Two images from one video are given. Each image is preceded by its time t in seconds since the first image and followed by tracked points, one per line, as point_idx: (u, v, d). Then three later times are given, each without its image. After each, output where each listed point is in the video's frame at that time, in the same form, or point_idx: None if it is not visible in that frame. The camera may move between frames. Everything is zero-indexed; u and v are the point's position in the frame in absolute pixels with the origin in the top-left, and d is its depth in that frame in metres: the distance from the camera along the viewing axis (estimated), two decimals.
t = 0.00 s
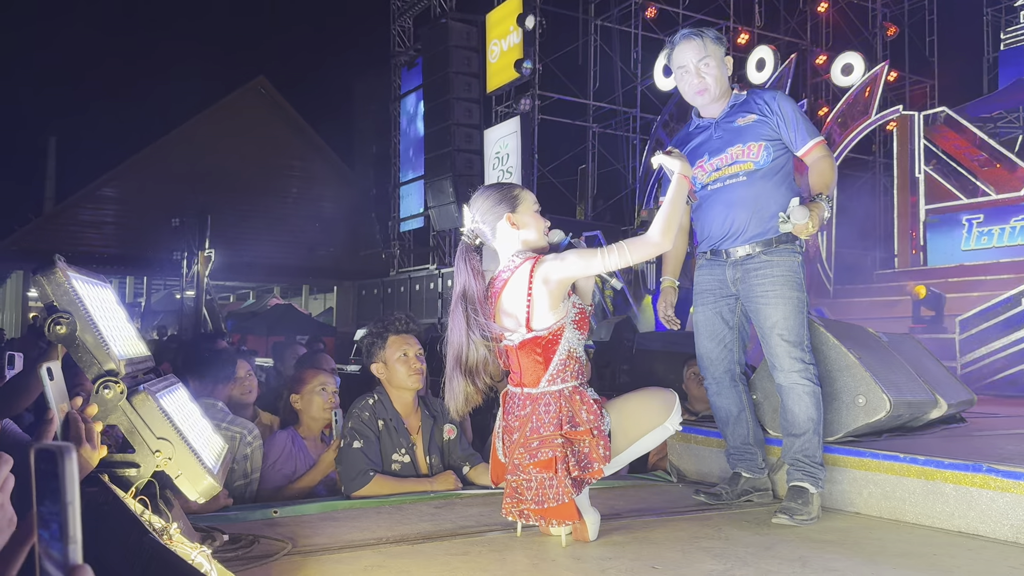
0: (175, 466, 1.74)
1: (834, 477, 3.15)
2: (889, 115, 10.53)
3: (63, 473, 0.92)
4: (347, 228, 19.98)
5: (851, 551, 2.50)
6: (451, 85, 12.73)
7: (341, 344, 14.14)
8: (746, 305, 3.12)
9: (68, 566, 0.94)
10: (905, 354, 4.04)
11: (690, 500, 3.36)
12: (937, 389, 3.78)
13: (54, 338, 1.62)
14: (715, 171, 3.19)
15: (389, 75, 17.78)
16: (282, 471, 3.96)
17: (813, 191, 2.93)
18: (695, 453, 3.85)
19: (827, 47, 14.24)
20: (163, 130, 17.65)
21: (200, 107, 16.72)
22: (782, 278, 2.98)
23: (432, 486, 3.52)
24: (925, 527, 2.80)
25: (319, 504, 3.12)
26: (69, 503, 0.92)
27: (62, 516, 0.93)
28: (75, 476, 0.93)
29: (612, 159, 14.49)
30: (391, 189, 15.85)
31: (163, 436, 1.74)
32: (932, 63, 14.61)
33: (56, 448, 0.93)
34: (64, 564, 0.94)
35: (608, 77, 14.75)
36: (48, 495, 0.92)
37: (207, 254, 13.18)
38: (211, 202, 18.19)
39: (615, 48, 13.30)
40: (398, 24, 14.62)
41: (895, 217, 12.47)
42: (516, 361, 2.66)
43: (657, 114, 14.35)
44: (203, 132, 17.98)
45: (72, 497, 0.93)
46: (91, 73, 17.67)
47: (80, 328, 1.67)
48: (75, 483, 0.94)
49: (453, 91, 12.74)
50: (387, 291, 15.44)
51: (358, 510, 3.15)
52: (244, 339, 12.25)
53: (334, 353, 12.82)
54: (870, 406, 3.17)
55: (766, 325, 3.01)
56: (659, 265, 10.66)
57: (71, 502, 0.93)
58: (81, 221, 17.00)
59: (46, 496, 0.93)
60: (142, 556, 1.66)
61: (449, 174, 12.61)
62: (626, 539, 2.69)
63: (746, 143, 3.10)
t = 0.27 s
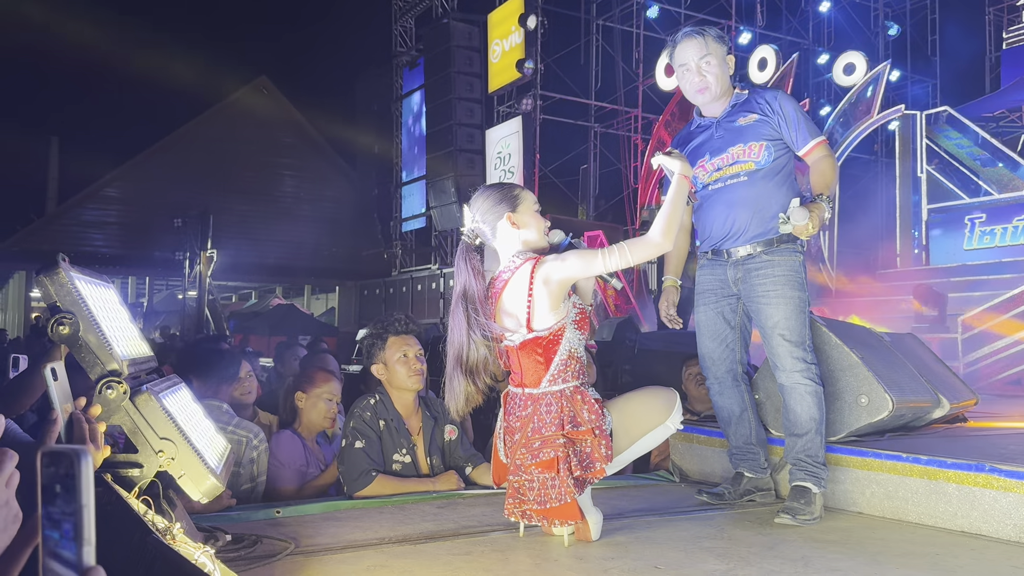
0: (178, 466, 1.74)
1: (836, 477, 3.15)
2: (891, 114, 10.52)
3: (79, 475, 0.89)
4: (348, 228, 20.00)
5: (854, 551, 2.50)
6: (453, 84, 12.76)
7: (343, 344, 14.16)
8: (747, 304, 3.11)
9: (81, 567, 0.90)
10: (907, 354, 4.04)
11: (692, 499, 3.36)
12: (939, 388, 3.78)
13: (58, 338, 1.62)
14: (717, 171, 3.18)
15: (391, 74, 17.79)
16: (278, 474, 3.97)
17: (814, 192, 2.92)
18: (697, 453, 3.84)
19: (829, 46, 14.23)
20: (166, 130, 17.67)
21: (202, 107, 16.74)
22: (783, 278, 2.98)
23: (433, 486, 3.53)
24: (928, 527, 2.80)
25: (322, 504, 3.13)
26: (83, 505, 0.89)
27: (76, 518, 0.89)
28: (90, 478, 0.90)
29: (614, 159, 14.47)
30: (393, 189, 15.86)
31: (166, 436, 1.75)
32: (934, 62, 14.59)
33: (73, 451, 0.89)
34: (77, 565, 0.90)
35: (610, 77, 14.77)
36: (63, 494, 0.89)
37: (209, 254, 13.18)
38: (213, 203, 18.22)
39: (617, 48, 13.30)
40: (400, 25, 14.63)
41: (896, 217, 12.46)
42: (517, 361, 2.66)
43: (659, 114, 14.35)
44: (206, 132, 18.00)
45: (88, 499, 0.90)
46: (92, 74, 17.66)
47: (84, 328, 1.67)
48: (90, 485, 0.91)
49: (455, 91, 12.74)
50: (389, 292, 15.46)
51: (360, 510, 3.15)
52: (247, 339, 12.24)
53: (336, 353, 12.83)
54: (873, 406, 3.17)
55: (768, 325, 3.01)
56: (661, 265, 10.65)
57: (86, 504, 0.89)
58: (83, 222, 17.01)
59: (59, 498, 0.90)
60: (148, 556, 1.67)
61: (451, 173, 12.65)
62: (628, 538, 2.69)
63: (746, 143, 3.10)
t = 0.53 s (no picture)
0: (181, 466, 1.75)
1: (839, 477, 3.14)
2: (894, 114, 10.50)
3: (70, 475, 0.83)
4: (351, 228, 20.01)
5: (857, 551, 2.49)
6: (455, 85, 12.80)
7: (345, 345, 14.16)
8: (750, 304, 3.11)
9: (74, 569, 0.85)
10: (910, 354, 4.03)
11: (695, 500, 3.36)
12: (943, 388, 3.77)
13: (61, 339, 1.62)
14: (719, 171, 3.18)
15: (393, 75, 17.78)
16: (292, 475, 3.90)
17: (816, 192, 2.92)
18: (700, 453, 3.84)
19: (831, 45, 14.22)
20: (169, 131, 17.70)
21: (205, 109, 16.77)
22: (785, 278, 2.97)
23: (436, 486, 3.53)
24: (931, 527, 2.79)
25: (325, 505, 3.13)
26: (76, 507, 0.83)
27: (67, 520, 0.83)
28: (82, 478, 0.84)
29: (616, 159, 14.45)
30: (395, 190, 15.86)
31: (169, 437, 1.75)
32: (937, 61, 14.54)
33: (65, 450, 0.84)
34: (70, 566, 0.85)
35: (613, 77, 14.78)
36: (54, 494, 0.83)
37: (212, 255, 13.19)
38: (216, 203, 18.24)
39: (620, 48, 13.29)
40: (401, 25, 14.62)
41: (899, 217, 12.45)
42: (518, 362, 2.66)
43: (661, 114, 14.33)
44: (208, 133, 18.03)
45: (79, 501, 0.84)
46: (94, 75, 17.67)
47: (86, 329, 1.67)
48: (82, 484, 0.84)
49: (457, 91, 12.79)
50: (391, 292, 15.46)
51: (363, 510, 3.15)
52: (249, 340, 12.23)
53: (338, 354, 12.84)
54: (876, 406, 3.16)
55: (770, 325, 3.00)
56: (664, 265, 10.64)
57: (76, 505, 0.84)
58: (86, 223, 17.04)
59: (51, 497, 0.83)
60: (151, 557, 1.67)
61: (453, 174, 12.70)
62: (631, 539, 2.69)
63: (748, 143, 3.09)
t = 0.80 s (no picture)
0: (185, 468, 1.75)
1: (843, 477, 3.13)
2: (897, 113, 10.48)
3: (64, 478, 0.93)
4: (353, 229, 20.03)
5: (861, 551, 2.49)
6: (457, 86, 12.85)
7: (348, 346, 14.17)
8: (753, 305, 3.11)
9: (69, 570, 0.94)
10: (914, 354, 4.02)
11: (699, 500, 3.35)
12: (947, 389, 3.76)
13: (65, 341, 1.64)
14: (721, 171, 3.18)
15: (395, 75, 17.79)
16: (301, 478, 3.89)
17: (819, 192, 2.91)
18: (703, 453, 3.84)
19: (833, 45, 14.21)
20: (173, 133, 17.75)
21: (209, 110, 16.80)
22: (789, 278, 2.97)
23: (440, 487, 3.53)
24: (935, 527, 2.78)
25: (329, 506, 3.14)
26: (69, 510, 0.93)
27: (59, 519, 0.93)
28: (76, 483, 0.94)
29: (619, 159, 14.44)
30: (398, 191, 15.87)
31: (172, 438, 1.75)
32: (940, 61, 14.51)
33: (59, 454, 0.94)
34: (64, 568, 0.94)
35: (615, 77, 14.78)
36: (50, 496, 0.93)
37: (215, 256, 13.21)
38: (219, 205, 18.27)
39: (622, 48, 13.28)
40: (404, 26, 14.63)
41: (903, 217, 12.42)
42: (520, 363, 2.66)
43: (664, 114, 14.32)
44: (212, 134, 18.08)
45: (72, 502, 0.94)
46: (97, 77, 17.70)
47: (90, 331, 1.68)
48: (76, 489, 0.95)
49: (460, 92, 12.88)
50: (394, 293, 15.48)
51: (366, 511, 3.15)
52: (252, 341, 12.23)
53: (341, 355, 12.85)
54: (880, 406, 3.16)
55: (773, 326, 3.00)
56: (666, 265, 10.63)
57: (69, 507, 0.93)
58: (90, 225, 17.08)
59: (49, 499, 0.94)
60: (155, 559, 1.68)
61: (456, 175, 12.75)
62: (635, 540, 2.69)
63: (751, 143, 3.09)
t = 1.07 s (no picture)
0: (190, 470, 1.75)
1: (848, 477, 3.13)
2: (900, 111, 10.46)
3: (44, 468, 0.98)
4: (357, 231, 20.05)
5: (866, 551, 2.48)
6: (460, 87, 12.89)
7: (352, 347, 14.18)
8: (756, 305, 3.10)
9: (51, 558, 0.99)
10: (918, 353, 4.01)
11: (703, 500, 3.35)
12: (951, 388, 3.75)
13: (70, 343, 1.65)
14: (723, 171, 3.18)
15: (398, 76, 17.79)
16: (310, 479, 3.88)
17: (822, 192, 2.91)
18: (707, 453, 3.83)
19: (836, 44, 14.18)
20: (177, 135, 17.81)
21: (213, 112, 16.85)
22: (791, 278, 2.96)
23: (444, 487, 3.54)
24: (940, 526, 2.78)
25: (333, 507, 3.14)
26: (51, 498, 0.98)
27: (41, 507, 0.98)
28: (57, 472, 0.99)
29: (622, 160, 14.44)
30: (401, 192, 15.88)
31: (177, 440, 1.76)
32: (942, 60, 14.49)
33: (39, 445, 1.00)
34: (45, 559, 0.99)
35: (618, 77, 14.76)
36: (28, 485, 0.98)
37: (219, 258, 13.24)
38: (222, 206, 18.30)
39: (624, 48, 13.27)
40: (407, 27, 14.62)
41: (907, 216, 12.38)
42: (525, 364, 2.66)
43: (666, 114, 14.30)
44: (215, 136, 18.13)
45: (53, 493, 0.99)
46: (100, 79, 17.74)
47: (95, 333, 1.69)
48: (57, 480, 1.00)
49: (462, 93, 12.93)
50: (398, 294, 15.49)
51: (370, 512, 3.16)
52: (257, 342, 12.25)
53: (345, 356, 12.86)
54: (884, 405, 3.15)
55: (777, 325, 3.00)
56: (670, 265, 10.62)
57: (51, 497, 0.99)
58: (94, 226, 17.13)
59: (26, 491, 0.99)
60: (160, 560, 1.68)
61: (460, 175, 12.78)
62: (639, 540, 2.69)
63: (753, 143, 3.08)
